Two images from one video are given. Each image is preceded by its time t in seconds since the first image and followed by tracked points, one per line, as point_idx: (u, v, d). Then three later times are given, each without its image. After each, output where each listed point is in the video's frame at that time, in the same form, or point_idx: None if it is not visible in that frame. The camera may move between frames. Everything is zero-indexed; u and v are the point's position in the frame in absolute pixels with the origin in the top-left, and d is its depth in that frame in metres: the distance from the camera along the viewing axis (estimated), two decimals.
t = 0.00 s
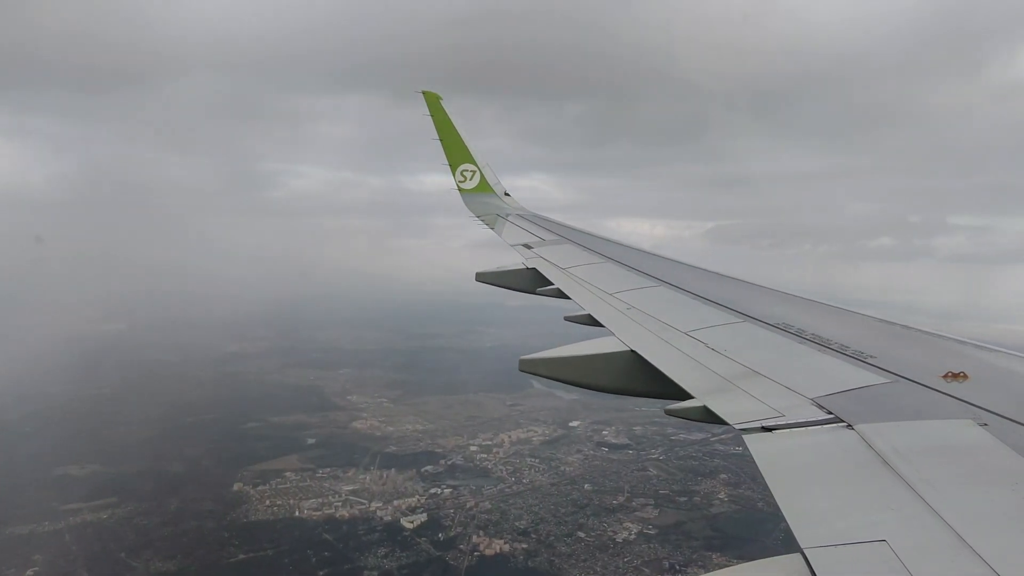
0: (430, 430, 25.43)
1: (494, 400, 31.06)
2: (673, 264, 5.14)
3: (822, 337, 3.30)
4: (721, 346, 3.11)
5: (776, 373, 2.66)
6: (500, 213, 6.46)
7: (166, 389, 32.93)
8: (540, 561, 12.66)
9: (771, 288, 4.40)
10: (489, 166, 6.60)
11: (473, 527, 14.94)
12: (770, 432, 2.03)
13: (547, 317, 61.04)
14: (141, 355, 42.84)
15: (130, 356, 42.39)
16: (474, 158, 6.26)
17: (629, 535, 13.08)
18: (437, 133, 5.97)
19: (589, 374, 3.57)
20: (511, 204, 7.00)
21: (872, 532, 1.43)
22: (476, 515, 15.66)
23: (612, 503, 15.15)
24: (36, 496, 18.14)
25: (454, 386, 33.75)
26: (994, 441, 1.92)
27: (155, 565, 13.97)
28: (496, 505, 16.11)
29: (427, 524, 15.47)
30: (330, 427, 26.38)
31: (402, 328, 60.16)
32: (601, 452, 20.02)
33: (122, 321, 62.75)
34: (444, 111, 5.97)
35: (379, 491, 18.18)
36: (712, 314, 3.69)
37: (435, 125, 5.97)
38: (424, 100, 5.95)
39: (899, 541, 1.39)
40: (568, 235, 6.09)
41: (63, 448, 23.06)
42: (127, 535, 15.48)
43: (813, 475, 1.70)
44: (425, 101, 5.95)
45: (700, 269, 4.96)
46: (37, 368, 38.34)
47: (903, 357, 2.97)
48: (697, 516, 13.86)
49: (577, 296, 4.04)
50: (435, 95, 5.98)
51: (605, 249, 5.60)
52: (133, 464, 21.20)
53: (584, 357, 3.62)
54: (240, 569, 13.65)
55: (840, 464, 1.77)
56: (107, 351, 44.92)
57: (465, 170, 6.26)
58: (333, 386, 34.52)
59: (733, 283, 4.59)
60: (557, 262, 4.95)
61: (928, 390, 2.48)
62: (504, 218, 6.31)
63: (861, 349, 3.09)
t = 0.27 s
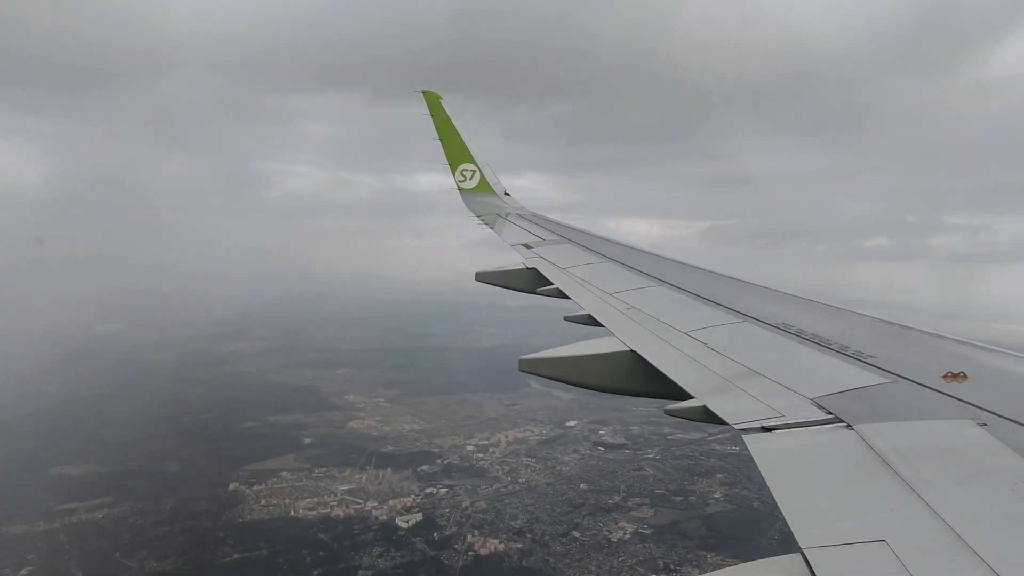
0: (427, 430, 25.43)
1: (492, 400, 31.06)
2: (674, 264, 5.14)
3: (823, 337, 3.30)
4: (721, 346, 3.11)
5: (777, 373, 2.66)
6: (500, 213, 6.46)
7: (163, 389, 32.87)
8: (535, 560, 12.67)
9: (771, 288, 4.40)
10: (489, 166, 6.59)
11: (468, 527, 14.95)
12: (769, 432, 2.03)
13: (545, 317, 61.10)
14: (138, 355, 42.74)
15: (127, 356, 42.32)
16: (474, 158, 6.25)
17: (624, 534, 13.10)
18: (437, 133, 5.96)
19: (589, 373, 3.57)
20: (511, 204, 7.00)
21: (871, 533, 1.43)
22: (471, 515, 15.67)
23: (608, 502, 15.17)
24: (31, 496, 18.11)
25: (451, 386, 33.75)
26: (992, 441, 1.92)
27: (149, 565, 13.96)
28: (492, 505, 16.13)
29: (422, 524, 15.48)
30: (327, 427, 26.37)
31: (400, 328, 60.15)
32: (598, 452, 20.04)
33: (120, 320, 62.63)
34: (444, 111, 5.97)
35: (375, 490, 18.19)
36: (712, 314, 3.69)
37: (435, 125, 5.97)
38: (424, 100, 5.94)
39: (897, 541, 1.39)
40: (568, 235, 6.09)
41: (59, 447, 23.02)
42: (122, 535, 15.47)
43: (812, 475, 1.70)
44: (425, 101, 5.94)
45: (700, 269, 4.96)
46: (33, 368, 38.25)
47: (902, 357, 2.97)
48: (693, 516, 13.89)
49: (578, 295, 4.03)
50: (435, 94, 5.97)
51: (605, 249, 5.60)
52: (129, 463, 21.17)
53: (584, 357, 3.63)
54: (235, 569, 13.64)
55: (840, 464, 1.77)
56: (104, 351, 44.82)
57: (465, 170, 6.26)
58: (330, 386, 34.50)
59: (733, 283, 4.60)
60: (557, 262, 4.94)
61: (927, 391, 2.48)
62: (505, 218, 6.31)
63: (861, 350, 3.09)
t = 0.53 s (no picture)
0: (423, 429, 25.42)
1: (488, 399, 31.07)
2: (673, 264, 5.15)
3: (822, 337, 3.31)
4: (721, 345, 3.11)
5: (777, 373, 2.66)
6: (500, 213, 6.45)
7: (158, 388, 32.78)
8: (530, 559, 12.69)
9: (771, 288, 4.40)
10: (489, 166, 6.59)
11: (462, 527, 14.96)
12: (768, 432, 2.03)
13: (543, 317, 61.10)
14: (134, 354, 42.61)
15: (122, 356, 42.19)
16: (475, 158, 6.25)
17: (619, 534, 13.13)
18: (437, 133, 5.96)
19: (588, 372, 3.57)
20: (511, 204, 7.00)
21: (870, 532, 1.44)
22: (466, 514, 15.68)
23: (604, 502, 15.20)
24: (25, 496, 18.05)
25: (448, 386, 33.73)
26: (993, 441, 1.93)
27: (144, 565, 13.94)
28: (487, 504, 16.14)
29: (417, 523, 15.49)
30: (323, 426, 26.34)
31: (397, 328, 60.10)
32: (595, 451, 20.06)
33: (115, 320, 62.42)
34: (444, 111, 5.96)
35: (371, 490, 18.19)
36: (712, 314, 3.70)
37: (435, 125, 5.96)
38: (424, 101, 5.93)
39: (896, 540, 1.40)
40: (567, 235, 6.09)
41: (54, 447, 22.95)
42: (117, 534, 15.45)
43: (811, 475, 1.70)
44: (425, 101, 5.93)
45: (700, 270, 4.96)
46: (28, 368, 38.08)
47: (901, 357, 2.98)
48: (688, 516, 13.92)
49: (577, 295, 4.03)
50: (435, 95, 5.97)
51: (605, 249, 5.60)
52: (124, 463, 21.12)
53: (583, 357, 3.63)
54: (229, 568, 13.63)
55: (839, 464, 1.77)
56: (99, 350, 44.64)
57: (465, 170, 6.26)
58: (327, 386, 34.46)
59: (733, 283, 4.60)
60: (556, 262, 4.93)
61: (927, 391, 2.49)
62: (505, 218, 6.30)
63: (860, 349, 3.09)
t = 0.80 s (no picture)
0: (420, 429, 25.41)
1: (486, 399, 31.06)
2: (673, 265, 5.15)
3: (822, 338, 3.31)
4: (721, 345, 3.11)
5: (777, 374, 2.67)
6: (500, 213, 6.45)
7: (154, 388, 32.72)
8: (525, 559, 12.69)
9: (770, 289, 4.40)
10: (489, 166, 6.59)
11: (458, 526, 14.96)
12: (768, 432, 2.04)
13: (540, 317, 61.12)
14: (131, 354, 42.54)
15: (119, 356, 42.11)
16: (474, 159, 6.25)
17: (614, 533, 13.15)
18: (437, 134, 5.96)
19: (587, 372, 3.57)
20: (511, 205, 7.00)
21: (869, 532, 1.44)
22: (461, 514, 15.70)
23: (600, 501, 15.21)
24: (21, 495, 18.01)
25: (445, 386, 33.72)
26: (992, 442, 1.93)
27: (138, 565, 13.92)
28: (483, 504, 16.16)
29: (412, 523, 15.50)
30: (320, 426, 26.32)
31: (394, 327, 60.06)
32: (592, 451, 20.08)
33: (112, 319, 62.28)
34: (444, 112, 5.96)
35: (367, 490, 18.18)
36: (712, 314, 3.70)
37: (435, 126, 5.96)
38: (424, 101, 5.93)
39: (895, 540, 1.40)
40: (567, 236, 6.09)
41: (50, 447, 22.90)
42: (112, 534, 15.42)
43: (810, 475, 1.70)
44: (425, 102, 5.93)
45: (700, 270, 4.96)
46: (24, 368, 37.99)
47: (901, 358, 2.98)
48: (684, 515, 13.93)
49: (577, 296, 4.03)
50: (435, 96, 5.96)
51: (605, 249, 5.60)
52: (120, 463, 21.08)
53: (582, 357, 3.63)
54: (224, 568, 13.61)
55: (838, 464, 1.78)
56: (95, 350, 44.55)
57: (465, 170, 6.26)
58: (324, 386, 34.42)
59: (732, 284, 4.61)
60: (556, 262, 4.94)
61: (927, 391, 2.49)
62: (505, 218, 6.30)
63: (860, 350, 3.10)
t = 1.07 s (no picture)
0: (417, 429, 25.42)
1: (483, 399, 31.07)
2: (673, 263, 5.14)
3: (822, 337, 3.31)
4: (721, 345, 3.11)
5: (775, 372, 2.67)
6: (500, 211, 6.45)
7: (151, 388, 32.69)
8: (519, 559, 12.70)
9: (769, 289, 4.40)
10: (488, 164, 6.58)
11: (453, 526, 14.97)
12: (767, 431, 2.04)
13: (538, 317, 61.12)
14: (128, 354, 42.45)
15: (116, 356, 42.06)
16: (475, 156, 6.24)
17: (609, 533, 13.16)
18: (437, 131, 5.96)
19: (588, 371, 3.57)
20: (511, 203, 6.99)
21: (867, 531, 1.44)
22: (457, 514, 15.70)
23: (595, 501, 15.23)
24: (16, 495, 17.98)
25: (442, 386, 33.71)
26: (992, 441, 1.93)
27: (133, 565, 13.91)
28: (478, 503, 16.17)
29: (407, 523, 15.50)
30: (317, 426, 26.30)
31: (392, 328, 60.02)
32: (588, 451, 20.12)
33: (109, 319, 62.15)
34: (444, 109, 5.96)
35: (363, 489, 18.18)
36: (711, 313, 3.70)
37: (435, 123, 5.96)
38: (424, 98, 5.92)
39: (893, 539, 1.40)
40: (567, 234, 6.09)
41: (45, 447, 22.84)
42: (107, 534, 15.40)
43: (810, 474, 1.71)
44: (425, 99, 5.93)
45: (700, 269, 4.97)
46: (20, 368, 37.91)
47: (901, 357, 2.98)
48: (679, 515, 13.94)
49: (577, 294, 4.03)
50: (436, 92, 5.96)
51: (604, 248, 5.60)
52: (115, 463, 21.04)
53: (581, 356, 3.62)
54: (218, 568, 13.60)
55: (838, 463, 1.78)
56: (92, 350, 44.47)
57: (465, 167, 6.25)
58: (321, 386, 34.39)
59: (732, 282, 4.61)
60: (556, 261, 4.92)
61: (927, 391, 2.49)
62: (504, 216, 6.29)
63: (860, 349, 3.09)
